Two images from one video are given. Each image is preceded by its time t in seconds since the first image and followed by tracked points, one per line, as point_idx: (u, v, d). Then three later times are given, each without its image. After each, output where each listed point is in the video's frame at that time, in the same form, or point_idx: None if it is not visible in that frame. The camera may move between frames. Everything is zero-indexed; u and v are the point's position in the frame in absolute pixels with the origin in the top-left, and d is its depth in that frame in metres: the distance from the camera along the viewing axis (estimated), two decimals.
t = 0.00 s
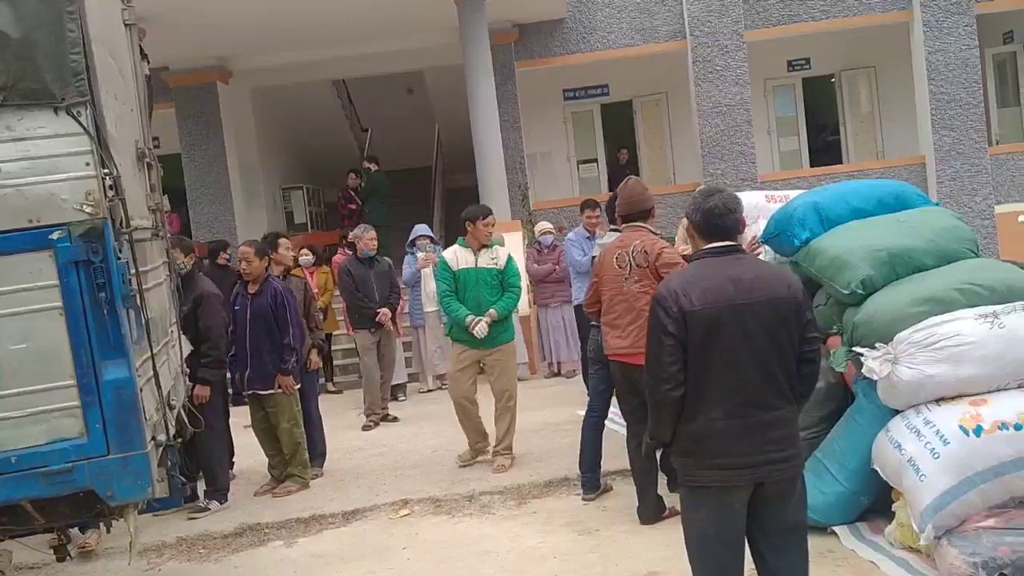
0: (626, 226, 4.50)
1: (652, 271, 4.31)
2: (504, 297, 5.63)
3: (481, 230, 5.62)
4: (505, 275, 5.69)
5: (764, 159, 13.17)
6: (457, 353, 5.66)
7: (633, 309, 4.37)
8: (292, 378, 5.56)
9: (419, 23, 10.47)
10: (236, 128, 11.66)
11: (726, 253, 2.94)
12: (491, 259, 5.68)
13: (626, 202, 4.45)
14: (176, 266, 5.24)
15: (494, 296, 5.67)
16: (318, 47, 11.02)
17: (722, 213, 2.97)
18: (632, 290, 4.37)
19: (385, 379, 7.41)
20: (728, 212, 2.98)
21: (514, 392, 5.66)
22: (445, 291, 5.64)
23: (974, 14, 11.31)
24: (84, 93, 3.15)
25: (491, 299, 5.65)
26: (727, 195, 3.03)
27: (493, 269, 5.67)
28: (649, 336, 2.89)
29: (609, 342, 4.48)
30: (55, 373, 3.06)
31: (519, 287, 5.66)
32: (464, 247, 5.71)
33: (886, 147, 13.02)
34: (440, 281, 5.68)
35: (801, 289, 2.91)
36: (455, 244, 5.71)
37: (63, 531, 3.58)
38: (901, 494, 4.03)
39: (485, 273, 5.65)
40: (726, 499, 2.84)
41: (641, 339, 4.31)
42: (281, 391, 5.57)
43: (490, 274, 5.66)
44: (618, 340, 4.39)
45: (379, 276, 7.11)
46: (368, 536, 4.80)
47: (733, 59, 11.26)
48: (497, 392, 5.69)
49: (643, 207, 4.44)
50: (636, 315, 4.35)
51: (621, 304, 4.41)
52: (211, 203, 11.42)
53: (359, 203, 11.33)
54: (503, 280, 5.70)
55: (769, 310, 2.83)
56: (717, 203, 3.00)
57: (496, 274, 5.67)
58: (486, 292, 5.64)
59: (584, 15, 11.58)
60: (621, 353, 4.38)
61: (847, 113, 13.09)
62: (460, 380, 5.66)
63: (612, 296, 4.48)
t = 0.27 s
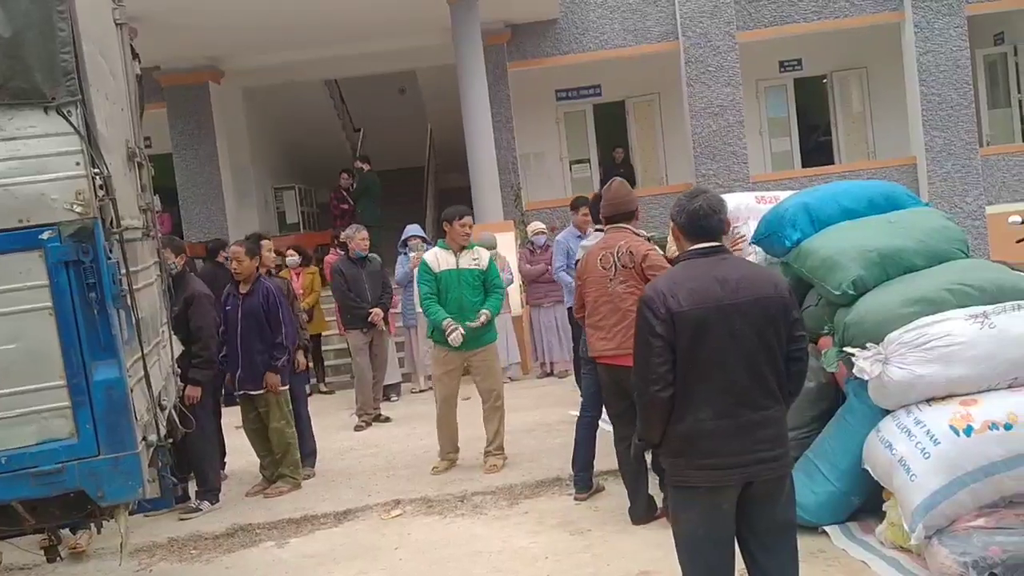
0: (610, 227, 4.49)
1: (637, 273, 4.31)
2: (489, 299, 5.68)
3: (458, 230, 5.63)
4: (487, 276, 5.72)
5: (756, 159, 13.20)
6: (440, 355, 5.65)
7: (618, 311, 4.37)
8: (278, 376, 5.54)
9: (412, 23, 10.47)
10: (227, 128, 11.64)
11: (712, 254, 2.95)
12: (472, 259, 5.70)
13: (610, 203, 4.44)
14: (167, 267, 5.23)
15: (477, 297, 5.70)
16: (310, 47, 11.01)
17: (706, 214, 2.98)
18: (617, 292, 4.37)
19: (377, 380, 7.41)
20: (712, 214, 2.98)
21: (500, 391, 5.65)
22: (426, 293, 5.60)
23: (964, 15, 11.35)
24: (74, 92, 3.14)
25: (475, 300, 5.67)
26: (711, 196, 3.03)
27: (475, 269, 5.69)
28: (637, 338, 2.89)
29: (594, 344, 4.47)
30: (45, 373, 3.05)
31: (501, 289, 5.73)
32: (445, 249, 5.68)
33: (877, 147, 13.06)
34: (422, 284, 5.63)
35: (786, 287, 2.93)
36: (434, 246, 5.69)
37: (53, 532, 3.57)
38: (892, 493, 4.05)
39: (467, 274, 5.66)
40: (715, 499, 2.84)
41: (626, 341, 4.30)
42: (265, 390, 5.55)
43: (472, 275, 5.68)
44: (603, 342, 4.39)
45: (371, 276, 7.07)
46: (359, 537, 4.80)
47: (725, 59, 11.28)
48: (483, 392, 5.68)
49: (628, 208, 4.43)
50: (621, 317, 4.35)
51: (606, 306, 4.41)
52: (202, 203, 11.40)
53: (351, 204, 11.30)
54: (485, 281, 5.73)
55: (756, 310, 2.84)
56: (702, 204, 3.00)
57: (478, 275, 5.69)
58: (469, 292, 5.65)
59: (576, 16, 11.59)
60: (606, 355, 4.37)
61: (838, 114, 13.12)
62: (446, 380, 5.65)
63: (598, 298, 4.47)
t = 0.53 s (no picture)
0: (599, 226, 4.46)
1: (629, 275, 4.30)
2: (461, 299, 5.65)
3: (428, 232, 5.63)
4: (458, 276, 5.69)
5: (744, 159, 13.25)
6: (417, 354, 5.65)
7: (609, 312, 4.34)
8: (263, 375, 5.50)
9: (401, 23, 10.46)
10: (216, 126, 11.60)
11: (703, 253, 2.96)
12: (443, 260, 5.68)
13: (600, 203, 4.42)
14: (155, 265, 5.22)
15: (449, 297, 5.69)
16: (299, 46, 10.99)
17: (698, 213, 2.98)
18: (607, 293, 4.34)
19: (366, 379, 7.40)
20: (705, 212, 2.99)
21: (476, 391, 5.66)
22: (398, 292, 5.61)
23: (952, 16, 11.41)
24: (62, 90, 3.12)
25: (447, 300, 5.67)
26: (703, 195, 3.03)
27: (445, 270, 5.67)
28: (628, 335, 2.90)
29: (582, 344, 4.44)
30: (30, 372, 3.04)
31: (474, 288, 5.68)
32: (415, 250, 5.69)
33: (865, 148, 13.12)
34: (394, 285, 5.66)
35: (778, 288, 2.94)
36: (405, 248, 5.71)
37: (40, 532, 3.55)
38: (879, 492, 4.07)
39: (438, 274, 5.65)
40: (704, 497, 2.85)
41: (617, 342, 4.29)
42: (251, 389, 5.52)
43: (443, 275, 5.66)
44: (593, 344, 4.35)
45: (360, 275, 7.05)
46: (348, 536, 4.80)
47: (714, 59, 11.31)
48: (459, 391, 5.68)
49: (618, 208, 4.42)
50: (611, 319, 4.33)
51: (596, 307, 4.38)
52: (191, 201, 11.36)
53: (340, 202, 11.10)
54: (456, 281, 5.70)
55: (747, 310, 2.85)
56: (693, 203, 3.01)
57: (448, 275, 5.67)
58: (439, 293, 5.64)
59: (566, 15, 11.60)
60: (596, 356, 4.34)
61: (827, 114, 13.17)
62: (424, 379, 5.65)
63: (586, 299, 4.44)
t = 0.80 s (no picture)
0: (596, 226, 4.42)
1: (619, 281, 4.26)
2: (435, 294, 5.61)
3: (405, 232, 5.63)
4: (435, 274, 5.68)
5: (731, 159, 13.28)
6: (400, 353, 5.63)
7: (593, 316, 4.31)
8: (255, 375, 5.48)
9: (389, 21, 10.44)
10: (202, 124, 11.55)
11: (695, 252, 2.96)
12: (420, 259, 5.68)
13: (602, 203, 4.37)
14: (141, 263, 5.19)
15: (426, 296, 5.67)
16: (286, 44, 10.95)
17: (691, 211, 2.99)
18: (594, 296, 4.31)
19: (353, 378, 7.39)
20: (697, 211, 3.00)
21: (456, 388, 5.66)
22: (377, 292, 5.63)
23: (938, 17, 11.47)
24: (46, 86, 3.09)
25: (421, 296, 5.64)
26: (696, 193, 3.05)
27: (422, 269, 5.66)
28: (618, 332, 2.90)
29: (563, 343, 4.43)
30: (14, 370, 3.02)
31: (449, 285, 5.64)
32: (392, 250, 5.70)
33: (851, 148, 13.17)
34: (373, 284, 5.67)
35: (768, 288, 2.94)
36: (383, 248, 5.71)
37: (22, 531, 3.53)
38: (864, 491, 4.09)
39: (415, 273, 5.64)
40: (691, 496, 2.86)
41: (596, 348, 4.27)
42: (243, 389, 5.51)
43: (420, 274, 5.65)
44: (573, 345, 4.34)
45: (347, 274, 7.03)
46: (334, 535, 4.79)
47: (701, 59, 11.34)
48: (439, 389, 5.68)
49: (618, 213, 4.37)
50: (594, 323, 4.30)
51: (581, 308, 4.35)
52: (176, 198, 11.30)
53: (326, 200, 11.15)
54: (433, 279, 5.68)
55: (737, 310, 2.86)
56: (686, 200, 3.01)
57: (425, 274, 5.66)
58: (415, 292, 5.63)
59: (554, 14, 11.60)
60: (574, 358, 4.34)
61: (813, 114, 13.22)
62: (405, 377, 5.64)
63: (574, 298, 4.41)
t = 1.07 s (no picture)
0: (582, 224, 4.36)
1: (604, 282, 4.21)
2: (420, 292, 5.61)
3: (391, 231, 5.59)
4: (420, 272, 5.67)
5: (716, 159, 13.33)
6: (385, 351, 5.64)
7: (575, 316, 4.24)
8: (240, 373, 5.45)
9: (374, 18, 10.41)
10: (185, 121, 11.49)
11: (683, 250, 2.96)
12: (404, 257, 5.68)
13: (589, 199, 4.30)
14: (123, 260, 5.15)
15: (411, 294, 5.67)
16: (271, 41, 10.90)
17: (679, 210, 2.98)
18: (577, 296, 4.24)
19: (337, 376, 7.37)
20: (686, 210, 2.98)
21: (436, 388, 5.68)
22: (365, 291, 5.63)
23: (921, 18, 11.56)
24: (28, 82, 3.06)
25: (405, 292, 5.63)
26: (689, 192, 3.04)
27: (407, 267, 5.66)
28: (605, 328, 2.92)
29: (542, 343, 4.35)
30: None
31: (432, 283, 5.63)
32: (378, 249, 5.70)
33: (835, 148, 13.25)
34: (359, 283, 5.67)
35: (758, 287, 2.93)
36: (369, 246, 5.72)
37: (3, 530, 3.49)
38: (847, 489, 4.11)
39: (400, 272, 5.64)
40: (675, 494, 2.87)
41: (576, 349, 4.19)
42: (227, 387, 5.47)
43: (405, 273, 5.65)
44: (553, 345, 4.27)
45: (331, 271, 7.01)
46: (318, 533, 4.77)
47: (687, 59, 11.37)
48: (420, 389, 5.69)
49: (605, 211, 4.32)
50: (576, 323, 4.23)
51: (563, 308, 4.28)
52: (160, 196, 11.23)
53: (311, 198, 11.16)
54: (417, 277, 5.67)
55: (726, 308, 2.86)
56: (676, 199, 3.01)
57: (410, 272, 5.66)
58: (399, 291, 5.63)
59: (540, 13, 11.60)
60: (554, 358, 4.26)
61: (798, 115, 13.29)
62: (390, 376, 5.63)
63: (555, 297, 4.34)
